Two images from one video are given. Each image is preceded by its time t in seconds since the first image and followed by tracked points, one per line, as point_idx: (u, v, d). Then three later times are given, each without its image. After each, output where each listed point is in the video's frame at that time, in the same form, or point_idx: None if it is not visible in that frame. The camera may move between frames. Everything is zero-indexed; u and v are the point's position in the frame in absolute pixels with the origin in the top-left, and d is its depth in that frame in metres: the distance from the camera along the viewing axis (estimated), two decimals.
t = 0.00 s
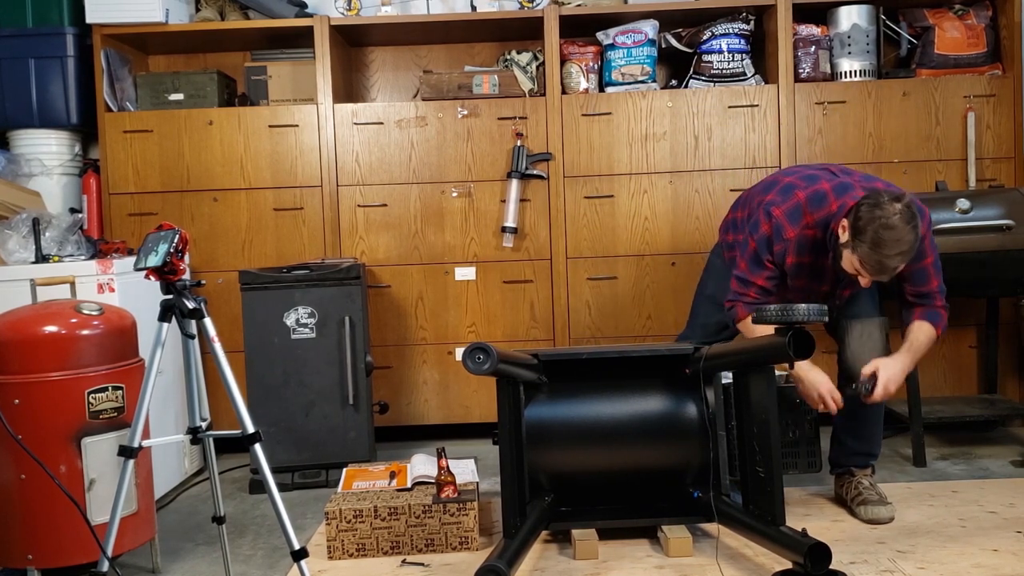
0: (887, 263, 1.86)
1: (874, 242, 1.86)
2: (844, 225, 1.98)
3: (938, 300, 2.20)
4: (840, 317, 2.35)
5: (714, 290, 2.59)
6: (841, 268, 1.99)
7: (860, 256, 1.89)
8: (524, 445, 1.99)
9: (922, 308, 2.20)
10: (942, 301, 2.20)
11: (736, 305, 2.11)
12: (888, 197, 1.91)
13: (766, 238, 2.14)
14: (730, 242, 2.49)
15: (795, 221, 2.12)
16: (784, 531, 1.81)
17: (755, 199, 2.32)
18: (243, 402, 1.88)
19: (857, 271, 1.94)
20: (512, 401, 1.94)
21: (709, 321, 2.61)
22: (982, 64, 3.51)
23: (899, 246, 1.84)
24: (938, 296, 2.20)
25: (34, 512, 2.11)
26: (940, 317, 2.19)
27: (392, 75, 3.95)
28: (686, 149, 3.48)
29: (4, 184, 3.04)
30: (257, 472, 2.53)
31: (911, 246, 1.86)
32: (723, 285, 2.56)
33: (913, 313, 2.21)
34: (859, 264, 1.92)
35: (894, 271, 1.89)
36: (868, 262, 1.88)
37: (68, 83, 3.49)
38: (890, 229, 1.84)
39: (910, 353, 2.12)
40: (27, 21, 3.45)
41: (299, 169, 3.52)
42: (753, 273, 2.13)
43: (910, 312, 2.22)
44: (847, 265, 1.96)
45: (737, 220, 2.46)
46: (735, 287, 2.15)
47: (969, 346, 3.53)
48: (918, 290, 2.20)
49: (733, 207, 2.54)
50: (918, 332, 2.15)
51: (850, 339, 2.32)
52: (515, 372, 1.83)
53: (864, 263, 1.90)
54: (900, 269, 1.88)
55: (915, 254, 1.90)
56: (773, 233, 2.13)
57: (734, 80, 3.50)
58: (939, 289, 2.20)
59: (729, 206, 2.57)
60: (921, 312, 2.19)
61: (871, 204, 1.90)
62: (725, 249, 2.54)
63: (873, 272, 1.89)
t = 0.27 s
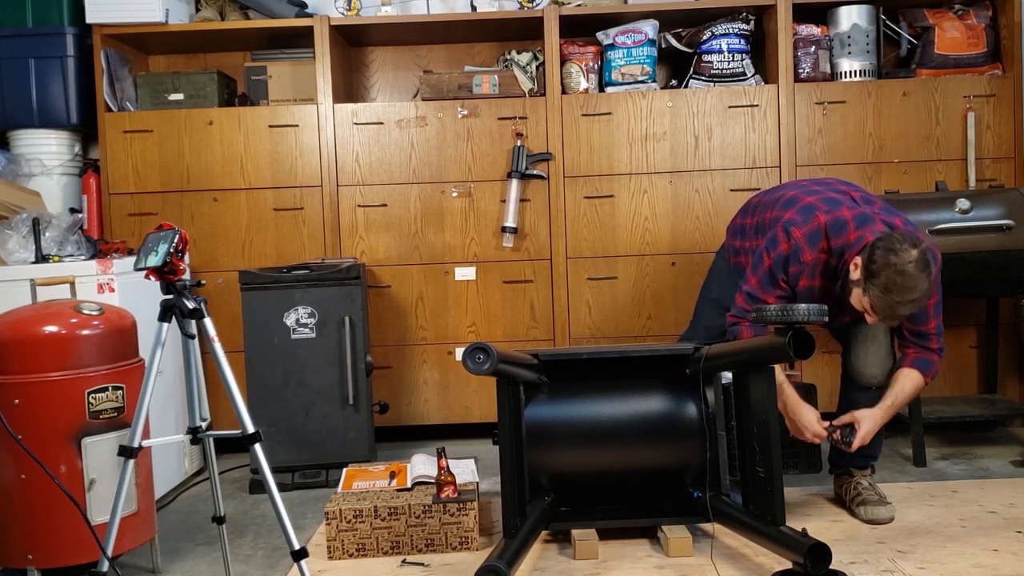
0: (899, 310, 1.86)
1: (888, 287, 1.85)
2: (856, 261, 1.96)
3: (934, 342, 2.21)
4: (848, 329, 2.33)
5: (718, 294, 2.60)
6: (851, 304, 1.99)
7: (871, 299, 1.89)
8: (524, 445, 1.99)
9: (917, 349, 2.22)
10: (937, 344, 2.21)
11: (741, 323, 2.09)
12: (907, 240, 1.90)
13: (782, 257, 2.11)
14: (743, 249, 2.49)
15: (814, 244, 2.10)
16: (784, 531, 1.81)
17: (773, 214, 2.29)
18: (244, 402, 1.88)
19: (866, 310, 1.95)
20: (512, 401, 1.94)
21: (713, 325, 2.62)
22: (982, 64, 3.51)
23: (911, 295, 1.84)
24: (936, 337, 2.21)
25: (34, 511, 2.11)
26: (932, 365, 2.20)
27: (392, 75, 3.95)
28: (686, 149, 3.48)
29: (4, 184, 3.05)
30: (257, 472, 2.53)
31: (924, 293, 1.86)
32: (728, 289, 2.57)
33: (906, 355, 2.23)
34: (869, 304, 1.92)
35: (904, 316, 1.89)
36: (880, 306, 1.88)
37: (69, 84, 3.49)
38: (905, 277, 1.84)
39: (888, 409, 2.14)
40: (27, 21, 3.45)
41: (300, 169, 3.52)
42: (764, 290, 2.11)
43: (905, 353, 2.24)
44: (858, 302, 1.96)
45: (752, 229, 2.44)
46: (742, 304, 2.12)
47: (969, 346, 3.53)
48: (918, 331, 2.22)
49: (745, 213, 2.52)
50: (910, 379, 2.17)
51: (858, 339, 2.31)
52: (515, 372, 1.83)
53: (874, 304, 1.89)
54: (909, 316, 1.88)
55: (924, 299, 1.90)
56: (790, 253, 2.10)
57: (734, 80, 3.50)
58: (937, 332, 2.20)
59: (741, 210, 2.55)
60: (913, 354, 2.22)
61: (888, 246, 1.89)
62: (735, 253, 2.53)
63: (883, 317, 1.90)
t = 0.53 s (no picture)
0: (905, 333, 1.87)
1: (896, 310, 1.86)
2: (866, 279, 1.98)
3: (932, 356, 2.22)
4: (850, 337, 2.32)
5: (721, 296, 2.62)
6: (856, 320, 1.99)
7: (878, 320, 1.90)
8: (523, 445, 1.99)
9: (917, 363, 2.24)
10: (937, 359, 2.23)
11: (741, 331, 2.07)
12: (918, 263, 1.89)
13: (790, 269, 2.10)
14: (748, 253, 2.49)
15: (822, 258, 2.09)
16: (784, 531, 1.81)
17: (783, 224, 2.27)
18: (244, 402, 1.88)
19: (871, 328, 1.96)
20: (512, 401, 1.94)
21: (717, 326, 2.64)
22: (982, 64, 3.51)
23: (919, 319, 1.85)
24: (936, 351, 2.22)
25: (34, 511, 2.11)
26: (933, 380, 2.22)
27: (392, 75, 3.95)
28: (686, 149, 3.48)
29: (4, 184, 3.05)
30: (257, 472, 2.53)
31: (932, 318, 1.87)
32: (732, 291, 2.59)
33: (906, 368, 2.25)
34: (876, 324, 1.93)
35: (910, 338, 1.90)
36: (886, 328, 1.89)
37: (69, 84, 3.49)
38: (915, 301, 1.84)
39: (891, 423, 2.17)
40: (27, 21, 3.45)
41: (300, 169, 3.52)
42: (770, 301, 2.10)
43: (905, 366, 2.25)
44: (864, 320, 1.97)
45: (758, 236, 2.43)
46: (744, 310, 2.10)
47: (969, 346, 3.53)
48: (918, 344, 2.23)
49: (751, 219, 2.52)
50: (908, 395, 2.20)
51: (860, 343, 2.30)
52: (515, 372, 1.83)
53: (880, 324, 1.91)
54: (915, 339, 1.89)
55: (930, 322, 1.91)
56: (799, 267, 2.09)
57: (734, 80, 3.50)
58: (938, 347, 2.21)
59: (747, 215, 2.55)
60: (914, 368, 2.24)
61: (900, 269, 1.88)
62: (741, 257, 2.53)
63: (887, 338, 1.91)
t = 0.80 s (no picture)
0: (907, 333, 1.87)
1: (899, 310, 1.86)
2: (869, 279, 1.97)
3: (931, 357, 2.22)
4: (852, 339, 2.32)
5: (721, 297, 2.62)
6: (859, 319, 1.99)
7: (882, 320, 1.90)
8: (523, 445, 1.99)
9: (916, 364, 2.23)
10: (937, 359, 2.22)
11: (742, 330, 2.07)
12: (922, 263, 1.89)
13: (793, 268, 2.10)
14: (749, 253, 2.49)
15: (825, 259, 2.09)
16: (784, 531, 1.81)
17: (786, 223, 2.27)
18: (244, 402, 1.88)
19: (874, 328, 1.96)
20: (512, 401, 1.94)
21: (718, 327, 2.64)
22: (982, 64, 3.51)
23: (922, 319, 1.85)
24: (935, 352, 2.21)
25: (34, 511, 2.11)
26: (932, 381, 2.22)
27: (392, 75, 3.95)
28: (686, 149, 3.48)
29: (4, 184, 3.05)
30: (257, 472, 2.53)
31: (934, 319, 1.87)
32: (732, 292, 2.59)
33: (905, 369, 2.24)
34: (878, 323, 1.93)
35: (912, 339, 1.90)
36: (889, 328, 1.89)
37: (69, 84, 3.49)
38: (919, 301, 1.84)
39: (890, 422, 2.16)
40: (27, 20, 3.45)
41: (300, 169, 3.52)
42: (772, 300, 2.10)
43: (904, 366, 2.25)
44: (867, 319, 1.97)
45: (758, 235, 2.43)
46: (745, 310, 2.10)
47: (969, 346, 3.53)
48: (917, 345, 2.22)
49: (752, 219, 2.51)
50: (905, 394, 2.20)
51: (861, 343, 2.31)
52: (515, 372, 1.83)
53: (883, 324, 1.91)
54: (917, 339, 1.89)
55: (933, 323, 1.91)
56: (802, 266, 2.09)
57: (734, 80, 3.50)
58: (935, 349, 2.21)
59: (747, 214, 2.55)
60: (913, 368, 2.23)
61: (905, 268, 1.88)
62: (741, 257, 2.53)
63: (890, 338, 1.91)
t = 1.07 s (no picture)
0: (899, 338, 1.87)
1: (891, 314, 1.86)
2: (863, 282, 1.97)
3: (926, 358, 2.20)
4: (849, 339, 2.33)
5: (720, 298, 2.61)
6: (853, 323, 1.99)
7: (874, 324, 1.90)
8: (523, 445, 1.99)
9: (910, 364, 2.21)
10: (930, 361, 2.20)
11: (735, 328, 2.07)
12: (916, 268, 1.89)
13: (788, 270, 2.11)
14: (748, 254, 2.49)
15: (821, 261, 2.09)
16: (784, 531, 1.81)
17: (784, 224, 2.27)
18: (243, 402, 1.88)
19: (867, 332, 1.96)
20: (512, 401, 1.94)
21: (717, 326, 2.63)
22: (982, 64, 3.51)
23: (914, 324, 1.85)
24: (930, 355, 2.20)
25: (34, 511, 2.11)
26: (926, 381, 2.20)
27: (392, 75, 3.95)
28: (686, 149, 3.49)
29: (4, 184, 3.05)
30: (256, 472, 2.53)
31: (927, 323, 1.86)
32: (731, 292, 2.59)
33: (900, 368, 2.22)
34: (871, 327, 1.93)
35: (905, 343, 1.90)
36: (881, 333, 1.89)
37: (69, 84, 3.49)
38: (911, 306, 1.83)
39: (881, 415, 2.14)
40: (27, 21, 3.45)
41: (300, 169, 3.52)
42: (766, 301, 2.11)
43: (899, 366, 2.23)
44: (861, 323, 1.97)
45: (757, 237, 2.43)
46: (739, 308, 2.10)
47: (969, 346, 3.53)
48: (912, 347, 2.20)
49: (751, 220, 2.51)
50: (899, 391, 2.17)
51: (859, 345, 2.32)
52: (515, 372, 1.83)
53: (875, 328, 1.91)
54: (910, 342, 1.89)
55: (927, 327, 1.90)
56: (797, 268, 2.10)
57: (734, 80, 3.50)
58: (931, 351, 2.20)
59: (746, 215, 2.55)
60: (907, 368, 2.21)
61: (897, 273, 1.88)
62: (740, 258, 2.53)
63: (882, 342, 1.91)
